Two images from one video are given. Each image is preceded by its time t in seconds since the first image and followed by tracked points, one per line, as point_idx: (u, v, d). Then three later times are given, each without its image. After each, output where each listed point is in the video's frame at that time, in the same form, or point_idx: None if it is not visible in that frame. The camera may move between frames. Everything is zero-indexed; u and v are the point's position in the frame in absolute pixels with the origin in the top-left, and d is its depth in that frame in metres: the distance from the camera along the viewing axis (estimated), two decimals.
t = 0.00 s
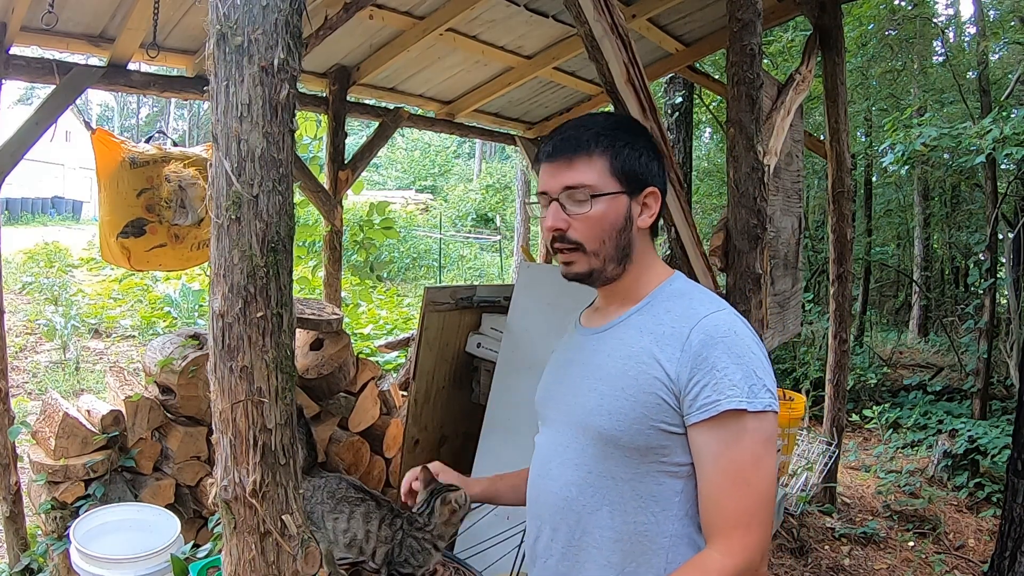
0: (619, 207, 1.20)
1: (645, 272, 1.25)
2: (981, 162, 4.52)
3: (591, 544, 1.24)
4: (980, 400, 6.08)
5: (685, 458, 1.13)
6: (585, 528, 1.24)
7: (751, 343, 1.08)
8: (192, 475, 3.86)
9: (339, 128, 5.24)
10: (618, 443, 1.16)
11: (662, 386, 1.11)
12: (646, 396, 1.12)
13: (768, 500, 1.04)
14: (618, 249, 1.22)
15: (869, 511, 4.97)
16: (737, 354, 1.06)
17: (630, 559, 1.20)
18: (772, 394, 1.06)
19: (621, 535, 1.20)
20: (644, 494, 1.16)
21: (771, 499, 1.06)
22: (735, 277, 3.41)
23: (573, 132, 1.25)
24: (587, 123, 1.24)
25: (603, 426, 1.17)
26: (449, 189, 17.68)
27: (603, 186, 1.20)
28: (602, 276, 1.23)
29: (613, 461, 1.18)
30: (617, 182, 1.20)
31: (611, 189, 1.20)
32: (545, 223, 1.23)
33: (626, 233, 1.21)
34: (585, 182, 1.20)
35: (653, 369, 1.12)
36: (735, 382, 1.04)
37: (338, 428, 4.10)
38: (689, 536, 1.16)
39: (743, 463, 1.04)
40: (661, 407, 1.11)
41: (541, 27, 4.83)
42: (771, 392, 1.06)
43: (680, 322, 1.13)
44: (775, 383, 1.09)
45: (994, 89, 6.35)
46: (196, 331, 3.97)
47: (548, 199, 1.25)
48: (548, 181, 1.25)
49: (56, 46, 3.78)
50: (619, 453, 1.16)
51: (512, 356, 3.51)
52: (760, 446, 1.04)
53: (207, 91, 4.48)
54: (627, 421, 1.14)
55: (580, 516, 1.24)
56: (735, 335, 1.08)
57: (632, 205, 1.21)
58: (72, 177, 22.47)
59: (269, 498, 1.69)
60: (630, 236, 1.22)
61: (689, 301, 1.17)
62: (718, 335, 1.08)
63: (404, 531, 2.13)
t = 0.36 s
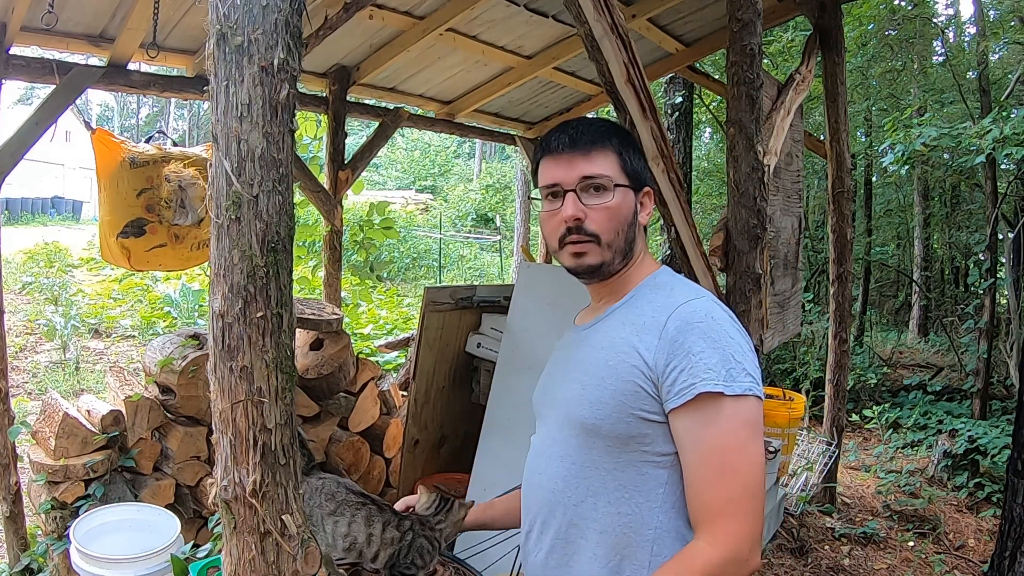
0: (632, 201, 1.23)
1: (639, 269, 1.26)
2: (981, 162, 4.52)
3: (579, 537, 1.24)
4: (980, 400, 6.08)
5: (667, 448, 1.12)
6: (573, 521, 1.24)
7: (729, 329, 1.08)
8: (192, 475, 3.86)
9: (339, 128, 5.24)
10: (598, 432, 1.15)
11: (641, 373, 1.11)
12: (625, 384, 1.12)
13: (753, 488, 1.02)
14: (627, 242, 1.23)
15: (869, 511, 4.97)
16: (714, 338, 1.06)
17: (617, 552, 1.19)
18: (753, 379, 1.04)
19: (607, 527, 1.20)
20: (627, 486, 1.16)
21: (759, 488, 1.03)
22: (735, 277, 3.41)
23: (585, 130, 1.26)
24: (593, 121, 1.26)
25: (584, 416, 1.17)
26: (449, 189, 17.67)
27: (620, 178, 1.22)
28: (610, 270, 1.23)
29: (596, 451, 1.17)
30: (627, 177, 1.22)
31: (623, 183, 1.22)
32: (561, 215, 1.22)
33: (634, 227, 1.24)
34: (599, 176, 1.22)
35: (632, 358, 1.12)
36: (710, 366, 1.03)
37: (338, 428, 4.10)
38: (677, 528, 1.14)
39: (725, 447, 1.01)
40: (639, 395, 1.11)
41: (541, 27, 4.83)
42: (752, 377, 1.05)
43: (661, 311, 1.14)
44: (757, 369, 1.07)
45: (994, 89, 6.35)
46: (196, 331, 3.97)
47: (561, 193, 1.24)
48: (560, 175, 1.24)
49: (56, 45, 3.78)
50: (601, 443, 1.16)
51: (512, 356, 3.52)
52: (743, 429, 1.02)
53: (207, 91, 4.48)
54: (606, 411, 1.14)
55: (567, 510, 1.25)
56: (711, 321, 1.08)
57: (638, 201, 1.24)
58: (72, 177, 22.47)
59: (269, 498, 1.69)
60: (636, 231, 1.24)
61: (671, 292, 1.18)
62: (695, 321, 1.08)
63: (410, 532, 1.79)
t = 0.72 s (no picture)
0: (646, 193, 1.24)
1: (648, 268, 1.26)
2: (981, 162, 4.52)
3: (593, 544, 1.23)
4: (980, 400, 6.08)
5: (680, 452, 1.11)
6: (587, 528, 1.24)
7: (741, 330, 1.07)
8: (192, 475, 3.86)
9: (339, 127, 5.24)
10: (611, 438, 1.15)
11: (653, 378, 1.11)
12: (637, 389, 1.12)
13: (762, 492, 1.02)
14: (638, 235, 1.24)
15: (869, 511, 4.97)
16: (726, 340, 1.05)
17: (632, 557, 1.19)
18: (766, 381, 1.04)
19: (621, 533, 1.19)
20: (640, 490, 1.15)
21: (768, 491, 1.03)
22: (735, 277, 3.41)
23: (601, 122, 1.28)
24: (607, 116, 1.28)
25: (596, 422, 1.16)
26: (449, 189, 17.67)
27: (636, 168, 1.23)
28: (620, 262, 1.23)
29: (608, 457, 1.17)
30: (641, 170, 1.24)
31: (638, 175, 1.23)
32: (576, 200, 1.22)
33: (646, 220, 1.25)
34: (614, 166, 1.22)
35: (644, 362, 1.12)
36: (723, 368, 1.03)
37: (338, 428, 4.10)
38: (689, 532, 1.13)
39: (735, 453, 1.01)
40: (652, 399, 1.10)
41: (541, 27, 4.83)
42: (764, 379, 1.04)
43: (671, 313, 1.13)
44: (769, 370, 1.07)
45: (994, 88, 6.35)
46: (196, 331, 3.97)
47: (575, 180, 1.24)
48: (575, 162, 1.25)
49: (56, 45, 3.78)
50: (614, 448, 1.16)
51: (512, 356, 3.52)
52: (753, 434, 1.01)
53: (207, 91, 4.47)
54: (619, 416, 1.13)
55: (581, 517, 1.24)
56: (723, 322, 1.07)
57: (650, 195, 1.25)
58: (72, 177, 22.47)
59: (269, 498, 1.69)
60: (647, 225, 1.25)
61: (681, 292, 1.17)
62: (707, 323, 1.08)
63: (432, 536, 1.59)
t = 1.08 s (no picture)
0: (694, 198, 1.15)
1: (694, 274, 1.19)
2: (981, 162, 4.52)
3: (631, 561, 1.20)
4: (980, 400, 6.08)
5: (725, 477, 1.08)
6: (623, 545, 1.20)
7: (798, 358, 1.02)
8: (192, 475, 3.86)
9: (339, 128, 5.24)
10: (658, 462, 1.11)
11: (702, 404, 1.06)
12: (684, 415, 1.07)
13: (794, 527, 1.00)
14: (687, 243, 1.15)
15: (869, 510, 4.97)
16: (783, 371, 1.00)
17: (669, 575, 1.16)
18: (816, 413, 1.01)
19: (661, 553, 1.16)
20: (685, 512, 1.12)
21: (798, 526, 1.01)
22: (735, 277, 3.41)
23: (647, 113, 1.19)
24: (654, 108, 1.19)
25: (641, 445, 1.12)
26: (449, 189, 17.67)
27: (684, 171, 1.15)
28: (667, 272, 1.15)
29: (653, 479, 1.13)
30: (690, 172, 1.16)
31: (687, 178, 1.15)
32: (621, 208, 1.14)
33: (694, 226, 1.16)
34: (662, 169, 1.14)
35: (693, 387, 1.07)
36: (778, 404, 0.98)
37: (338, 428, 4.10)
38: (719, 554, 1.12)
39: (772, 487, 0.99)
40: (701, 427, 1.06)
41: (541, 26, 4.84)
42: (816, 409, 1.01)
43: (723, 334, 1.07)
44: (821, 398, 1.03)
45: (994, 89, 6.35)
46: (196, 331, 3.98)
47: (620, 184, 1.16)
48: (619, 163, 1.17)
49: (57, 46, 3.78)
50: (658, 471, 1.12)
51: (513, 356, 3.53)
52: (793, 470, 0.99)
53: (207, 91, 4.48)
54: (665, 441, 1.09)
55: (619, 533, 1.21)
56: (781, 350, 1.01)
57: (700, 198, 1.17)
58: (72, 177, 22.48)
59: (269, 498, 1.69)
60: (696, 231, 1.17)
61: (732, 308, 1.11)
62: (763, 352, 1.02)
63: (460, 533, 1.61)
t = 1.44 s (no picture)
0: (716, 221, 1.09)
1: (747, 291, 1.15)
2: (981, 162, 4.51)
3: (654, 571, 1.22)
4: (980, 400, 6.08)
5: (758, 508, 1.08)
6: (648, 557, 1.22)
7: (849, 404, 0.98)
8: (192, 475, 3.86)
9: (339, 128, 5.23)
10: (689, 485, 1.12)
11: (741, 434, 1.04)
12: (722, 441, 1.06)
13: None
14: (716, 266, 1.11)
15: (869, 511, 4.96)
16: (828, 417, 0.96)
17: None
18: (860, 464, 0.97)
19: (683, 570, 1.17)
20: (711, 534, 1.13)
21: None
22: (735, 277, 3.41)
23: (670, 130, 1.12)
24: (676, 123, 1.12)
25: (675, 464, 1.13)
26: (449, 189, 17.67)
27: (703, 196, 1.09)
28: (699, 295, 1.13)
29: (684, 500, 1.14)
30: (712, 192, 1.09)
31: (706, 201, 1.09)
32: (633, 244, 1.15)
33: (725, 247, 1.10)
34: (676, 196, 1.10)
35: (734, 415, 1.06)
36: (818, 450, 0.96)
37: (338, 428, 4.09)
38: None
39: (800, 531, 0.97)
40: (737, 456, 1.05)
41: (541, 26, 4.84)
42: (860, 460, 0.97)
43: (772, 365, 1.04)
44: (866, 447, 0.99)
45: (994, 88, 6.34)
46: (196, 331, 3.97)
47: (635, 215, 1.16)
48: (635, 193, 1.15)
49: (56, 46, 3.78)
50: (690, 493, 1.12)
51: (513, 356, 3.53)
52: (825, 518, 0.97)
53: (207, 91, 4.48)
54: (700, 464, 1.09)
55: (645, 544, 1.22)
56: (831, 395, 0.97)
57: (730, 216, 1.09)
58: (72, 177, 22.48)
59: (270, 498, 1.70)
60: (729, 250, 1.11)
61: (787, 339, 1.07)
62: (811, 392, 0.98)
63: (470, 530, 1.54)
